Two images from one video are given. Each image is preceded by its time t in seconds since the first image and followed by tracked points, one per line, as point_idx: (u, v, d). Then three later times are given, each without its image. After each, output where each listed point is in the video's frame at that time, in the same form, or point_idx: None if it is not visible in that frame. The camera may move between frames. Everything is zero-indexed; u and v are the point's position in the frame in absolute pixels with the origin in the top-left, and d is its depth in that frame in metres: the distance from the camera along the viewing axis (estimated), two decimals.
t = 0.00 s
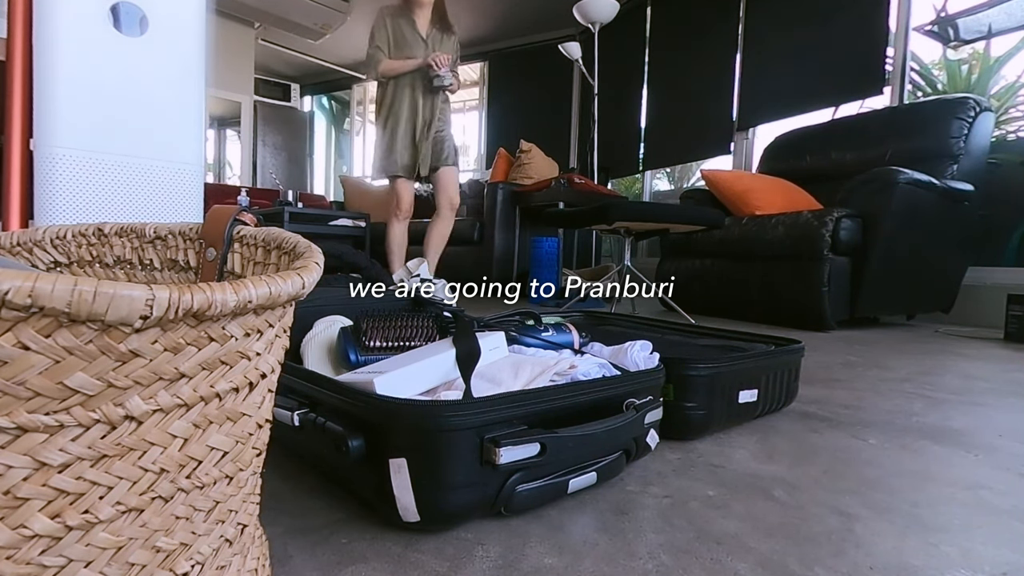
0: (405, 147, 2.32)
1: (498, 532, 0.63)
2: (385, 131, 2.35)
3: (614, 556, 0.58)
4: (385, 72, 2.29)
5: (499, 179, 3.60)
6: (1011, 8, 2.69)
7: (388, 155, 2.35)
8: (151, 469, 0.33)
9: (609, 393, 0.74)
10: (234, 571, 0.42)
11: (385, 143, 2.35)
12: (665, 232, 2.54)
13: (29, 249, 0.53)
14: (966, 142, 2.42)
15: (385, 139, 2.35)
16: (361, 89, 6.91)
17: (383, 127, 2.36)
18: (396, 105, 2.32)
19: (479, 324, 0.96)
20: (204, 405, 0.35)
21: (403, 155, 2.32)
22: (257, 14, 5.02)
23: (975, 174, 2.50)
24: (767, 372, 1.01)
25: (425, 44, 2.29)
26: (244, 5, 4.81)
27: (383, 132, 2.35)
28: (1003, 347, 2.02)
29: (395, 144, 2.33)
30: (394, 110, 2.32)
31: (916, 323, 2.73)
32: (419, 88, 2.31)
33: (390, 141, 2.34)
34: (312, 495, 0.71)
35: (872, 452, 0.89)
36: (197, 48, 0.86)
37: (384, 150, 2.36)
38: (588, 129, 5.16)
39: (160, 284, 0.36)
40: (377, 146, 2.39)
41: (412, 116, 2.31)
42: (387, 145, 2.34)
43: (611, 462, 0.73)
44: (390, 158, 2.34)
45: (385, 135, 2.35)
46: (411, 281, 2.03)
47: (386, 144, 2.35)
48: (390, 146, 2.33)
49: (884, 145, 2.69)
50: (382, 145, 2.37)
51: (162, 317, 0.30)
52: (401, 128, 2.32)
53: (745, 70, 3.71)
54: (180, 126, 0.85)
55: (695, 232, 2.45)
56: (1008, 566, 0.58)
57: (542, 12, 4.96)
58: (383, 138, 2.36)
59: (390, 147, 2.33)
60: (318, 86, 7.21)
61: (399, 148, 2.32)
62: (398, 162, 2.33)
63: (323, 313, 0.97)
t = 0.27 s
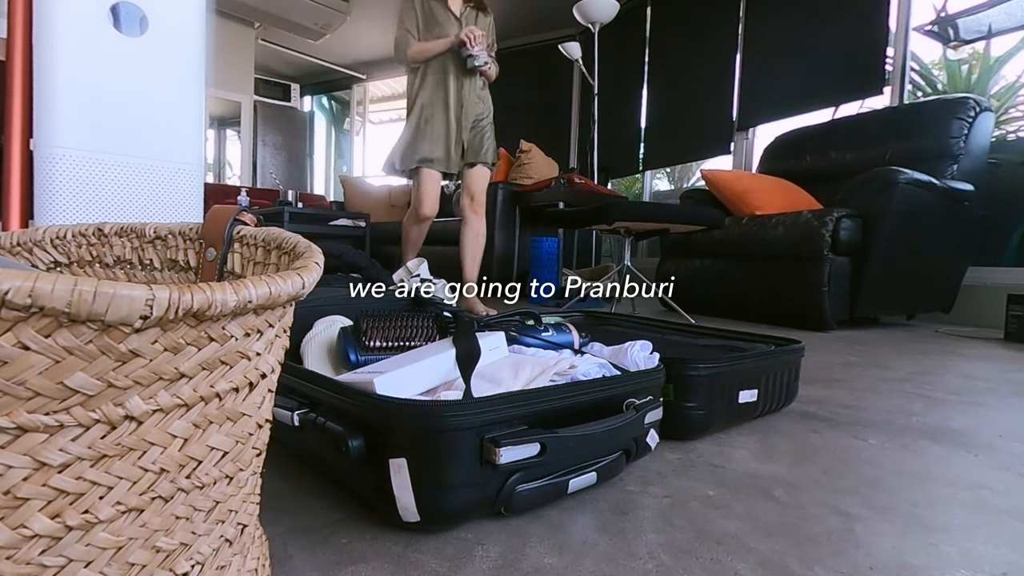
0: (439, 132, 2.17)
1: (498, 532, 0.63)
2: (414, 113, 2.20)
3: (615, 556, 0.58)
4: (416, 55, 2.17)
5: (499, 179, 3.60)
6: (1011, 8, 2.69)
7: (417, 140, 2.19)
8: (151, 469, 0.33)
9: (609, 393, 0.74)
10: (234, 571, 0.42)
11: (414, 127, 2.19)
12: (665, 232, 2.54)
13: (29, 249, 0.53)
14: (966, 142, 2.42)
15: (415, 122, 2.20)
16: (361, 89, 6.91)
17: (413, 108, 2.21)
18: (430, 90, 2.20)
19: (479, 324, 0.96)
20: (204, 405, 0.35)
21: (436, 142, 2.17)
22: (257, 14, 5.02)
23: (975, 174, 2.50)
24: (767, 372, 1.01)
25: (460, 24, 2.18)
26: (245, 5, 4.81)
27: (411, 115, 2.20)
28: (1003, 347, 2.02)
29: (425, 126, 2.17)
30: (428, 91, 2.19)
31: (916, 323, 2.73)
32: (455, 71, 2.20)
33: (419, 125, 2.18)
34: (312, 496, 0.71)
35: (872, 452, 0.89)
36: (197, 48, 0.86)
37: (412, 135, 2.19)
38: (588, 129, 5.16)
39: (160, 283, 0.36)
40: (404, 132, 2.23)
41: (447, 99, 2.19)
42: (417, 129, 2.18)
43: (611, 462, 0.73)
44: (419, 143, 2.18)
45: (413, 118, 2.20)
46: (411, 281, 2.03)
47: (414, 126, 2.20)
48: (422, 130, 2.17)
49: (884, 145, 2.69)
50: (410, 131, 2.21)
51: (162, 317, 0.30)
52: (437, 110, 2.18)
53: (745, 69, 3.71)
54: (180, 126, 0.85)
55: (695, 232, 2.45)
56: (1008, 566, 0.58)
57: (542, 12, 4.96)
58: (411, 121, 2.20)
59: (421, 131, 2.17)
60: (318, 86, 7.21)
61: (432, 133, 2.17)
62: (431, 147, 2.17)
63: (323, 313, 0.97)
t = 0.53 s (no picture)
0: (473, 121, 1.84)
1: (498, 532, 0.63)
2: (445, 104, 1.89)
3: (614, 556, 0.58)
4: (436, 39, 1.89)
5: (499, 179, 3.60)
6: (1010, 8, 2.69)
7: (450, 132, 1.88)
8: (151, 469, 0.33)
9: (609, 393, 0.74)
10: (234, 571, 0.42)
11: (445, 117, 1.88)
12: (665, 232, 2.54)
13: (29, 249, 0.53)
14: (966, 142, 2.42)
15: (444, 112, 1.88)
16: (360, 89, 6.91)
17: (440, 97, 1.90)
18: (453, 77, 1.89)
19: (479, 324, 0.96)
20: (204, 405, 0.35)
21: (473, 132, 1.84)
22: (257, 14, 5.02)
23: (975, 174, 2.50)
24: (767, 372, 1.01)
25: None
26: (245, 5, 4.81)
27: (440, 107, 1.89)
28: (1004, 347, 2.02)
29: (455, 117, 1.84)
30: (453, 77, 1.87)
31: (916, 323, 2.73)
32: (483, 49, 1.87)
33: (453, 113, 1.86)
34: (312, 495, 0.71)
35: (872, 452, 0.89)
36: (196, 49, 0.86)
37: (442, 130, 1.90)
38: (588, 129, 5.15)
39: (160, 284, 0.36)
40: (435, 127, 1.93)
41: (475, 80, 1.85)
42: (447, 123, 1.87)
43: (611, 462, 0.73)
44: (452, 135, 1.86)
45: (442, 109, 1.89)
46: (411, 281, 2.03)
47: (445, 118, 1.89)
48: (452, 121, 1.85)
49: (884, 145, 2.69)
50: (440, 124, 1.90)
51: (162, 317, 0.30)
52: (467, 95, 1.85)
53: (745, 70, 3.71)
54: (180, 126, 0.85)
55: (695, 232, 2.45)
56: (1008, 567, 0.58)
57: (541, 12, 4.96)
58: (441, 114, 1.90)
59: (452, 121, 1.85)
60: (319, 86, 7.21)
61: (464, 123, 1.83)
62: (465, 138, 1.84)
63: (323, 313, 0.97)
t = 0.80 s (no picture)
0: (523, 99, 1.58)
1: (498, 532, 0.63)
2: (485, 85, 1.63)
3: (614, 556, 0.58)
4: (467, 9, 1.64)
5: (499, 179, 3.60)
6: (1011, 8, 2.69)
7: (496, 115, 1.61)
8: (151, 469, 0.33)
9: (609, 393, 0.74)
10: (234, 571, 0.42)
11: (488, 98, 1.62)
12: (665, 232, 2.55)
13: (29, 249, 0.53)
14: (967, 142, 2.42)
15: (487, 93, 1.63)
16: (360, 89, 6.91)
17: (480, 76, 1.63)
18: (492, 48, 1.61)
19: (479, 324, 0.96)
20: (204, 405, 0.35)
21: (519, 113, 1.57)
22: (258, 14, 5.02)
23: (975, 174, 2.50)
24: (767, 372, 1.01)
25: None
26: (245, 5, 4.82)
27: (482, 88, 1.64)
28: (1003, 347, 2.02)
29: (500, 97, 1.57)
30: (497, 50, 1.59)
31: (916, 323, 2.73)
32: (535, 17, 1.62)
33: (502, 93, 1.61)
34: (312, 495, 0.71)
35: (873, 452, 0.89)
36: (196, 49, 0.86)
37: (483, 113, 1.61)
38: (588, 130, 5.16)
39: (160, 284, 0.36)
40: (470, 105, 1.65)
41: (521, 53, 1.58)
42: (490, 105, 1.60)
43: (611, 462, 0.73)
44: (491, 116, 1.58)
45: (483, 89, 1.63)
46: (411, 281, 2.03)
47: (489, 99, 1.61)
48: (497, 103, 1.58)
49: (884, 145, 2.69)
50: (477, 102, 1.62)
51: (162, 317, 0.30)
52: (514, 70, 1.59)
53: (745, 70, 3.71)
54: (181, 126, 0.85)
55: (695, 232, 2.45)
56: (1008, 566, 0.58)
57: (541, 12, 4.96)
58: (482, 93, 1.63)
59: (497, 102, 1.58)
60: (319, 86, 7.21)
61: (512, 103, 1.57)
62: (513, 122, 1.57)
63: (323, 313, 0.97)
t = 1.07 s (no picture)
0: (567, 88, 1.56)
1: (498, 532, 0.63)
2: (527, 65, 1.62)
3: (614, 556, 0.58)
4: None
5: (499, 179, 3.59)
6: (1010, 8, 2.68)
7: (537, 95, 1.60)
8: (151, 469, 0.33)
9: (609, 393, 0.74)
10: (234, 571, 0.42)
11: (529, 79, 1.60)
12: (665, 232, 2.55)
13: (29, 249, 0.53)
14: (967, 142, 2.42)
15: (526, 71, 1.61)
16: (361, 89, 6.90)
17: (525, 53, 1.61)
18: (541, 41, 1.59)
19: (479, 324, 0.96)
20: (204, 405, 0.35)
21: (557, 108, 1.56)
22: (257, 14, 5.02)
23: (974, 174, 2.50)
24: (767, 372, 1.01)
25: None
26: (245, 5, 4.82)
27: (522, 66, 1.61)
28: (1003, 347, 2.02)
29: (543, 75, 1.56)
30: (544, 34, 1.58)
31: (916, 323, 2.73)
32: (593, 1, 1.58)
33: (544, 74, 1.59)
34: (312, 495, 0.71)
35: (873, 452, 0.89)
36: (196, 49, 0.85)
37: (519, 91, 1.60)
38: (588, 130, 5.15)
39: (160, 283, 0.36)
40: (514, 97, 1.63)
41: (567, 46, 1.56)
42: (531, 84, 1.58)
43: (611, 462, 0.73)
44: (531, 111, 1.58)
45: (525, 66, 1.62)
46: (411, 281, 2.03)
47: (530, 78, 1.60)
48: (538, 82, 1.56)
49: (884, 145, 2.69)
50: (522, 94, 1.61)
51: (162, 317, 0.30)
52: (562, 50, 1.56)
53: (745, 70, 3.71)
54: (181, 125, 0.85)
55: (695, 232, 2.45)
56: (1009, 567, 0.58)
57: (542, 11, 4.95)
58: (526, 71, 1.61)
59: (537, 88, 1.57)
60: (319, 86, 7.21)
61: (554, 84, 1.55)
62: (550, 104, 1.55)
63: (323, 313, 0.97)
